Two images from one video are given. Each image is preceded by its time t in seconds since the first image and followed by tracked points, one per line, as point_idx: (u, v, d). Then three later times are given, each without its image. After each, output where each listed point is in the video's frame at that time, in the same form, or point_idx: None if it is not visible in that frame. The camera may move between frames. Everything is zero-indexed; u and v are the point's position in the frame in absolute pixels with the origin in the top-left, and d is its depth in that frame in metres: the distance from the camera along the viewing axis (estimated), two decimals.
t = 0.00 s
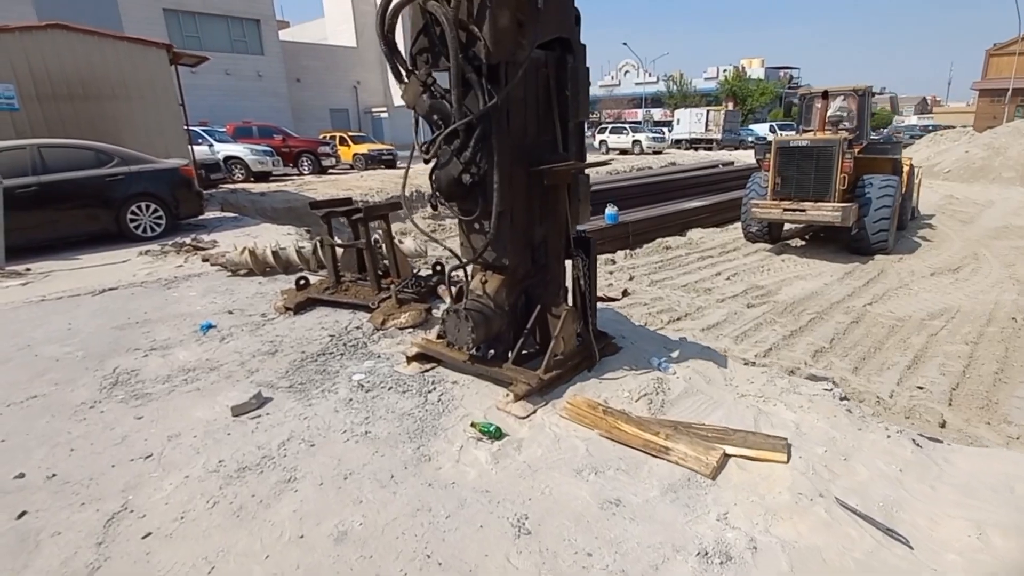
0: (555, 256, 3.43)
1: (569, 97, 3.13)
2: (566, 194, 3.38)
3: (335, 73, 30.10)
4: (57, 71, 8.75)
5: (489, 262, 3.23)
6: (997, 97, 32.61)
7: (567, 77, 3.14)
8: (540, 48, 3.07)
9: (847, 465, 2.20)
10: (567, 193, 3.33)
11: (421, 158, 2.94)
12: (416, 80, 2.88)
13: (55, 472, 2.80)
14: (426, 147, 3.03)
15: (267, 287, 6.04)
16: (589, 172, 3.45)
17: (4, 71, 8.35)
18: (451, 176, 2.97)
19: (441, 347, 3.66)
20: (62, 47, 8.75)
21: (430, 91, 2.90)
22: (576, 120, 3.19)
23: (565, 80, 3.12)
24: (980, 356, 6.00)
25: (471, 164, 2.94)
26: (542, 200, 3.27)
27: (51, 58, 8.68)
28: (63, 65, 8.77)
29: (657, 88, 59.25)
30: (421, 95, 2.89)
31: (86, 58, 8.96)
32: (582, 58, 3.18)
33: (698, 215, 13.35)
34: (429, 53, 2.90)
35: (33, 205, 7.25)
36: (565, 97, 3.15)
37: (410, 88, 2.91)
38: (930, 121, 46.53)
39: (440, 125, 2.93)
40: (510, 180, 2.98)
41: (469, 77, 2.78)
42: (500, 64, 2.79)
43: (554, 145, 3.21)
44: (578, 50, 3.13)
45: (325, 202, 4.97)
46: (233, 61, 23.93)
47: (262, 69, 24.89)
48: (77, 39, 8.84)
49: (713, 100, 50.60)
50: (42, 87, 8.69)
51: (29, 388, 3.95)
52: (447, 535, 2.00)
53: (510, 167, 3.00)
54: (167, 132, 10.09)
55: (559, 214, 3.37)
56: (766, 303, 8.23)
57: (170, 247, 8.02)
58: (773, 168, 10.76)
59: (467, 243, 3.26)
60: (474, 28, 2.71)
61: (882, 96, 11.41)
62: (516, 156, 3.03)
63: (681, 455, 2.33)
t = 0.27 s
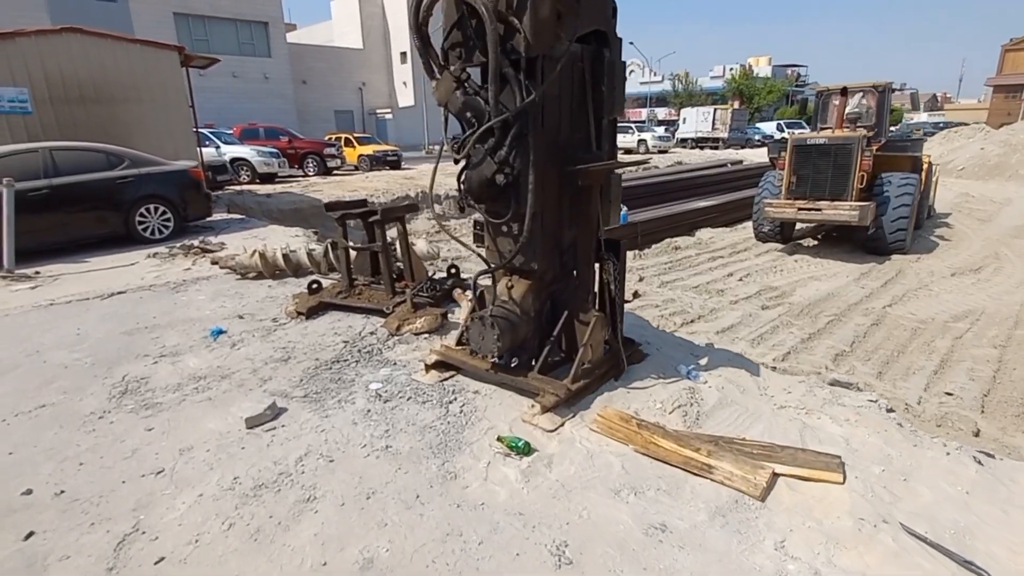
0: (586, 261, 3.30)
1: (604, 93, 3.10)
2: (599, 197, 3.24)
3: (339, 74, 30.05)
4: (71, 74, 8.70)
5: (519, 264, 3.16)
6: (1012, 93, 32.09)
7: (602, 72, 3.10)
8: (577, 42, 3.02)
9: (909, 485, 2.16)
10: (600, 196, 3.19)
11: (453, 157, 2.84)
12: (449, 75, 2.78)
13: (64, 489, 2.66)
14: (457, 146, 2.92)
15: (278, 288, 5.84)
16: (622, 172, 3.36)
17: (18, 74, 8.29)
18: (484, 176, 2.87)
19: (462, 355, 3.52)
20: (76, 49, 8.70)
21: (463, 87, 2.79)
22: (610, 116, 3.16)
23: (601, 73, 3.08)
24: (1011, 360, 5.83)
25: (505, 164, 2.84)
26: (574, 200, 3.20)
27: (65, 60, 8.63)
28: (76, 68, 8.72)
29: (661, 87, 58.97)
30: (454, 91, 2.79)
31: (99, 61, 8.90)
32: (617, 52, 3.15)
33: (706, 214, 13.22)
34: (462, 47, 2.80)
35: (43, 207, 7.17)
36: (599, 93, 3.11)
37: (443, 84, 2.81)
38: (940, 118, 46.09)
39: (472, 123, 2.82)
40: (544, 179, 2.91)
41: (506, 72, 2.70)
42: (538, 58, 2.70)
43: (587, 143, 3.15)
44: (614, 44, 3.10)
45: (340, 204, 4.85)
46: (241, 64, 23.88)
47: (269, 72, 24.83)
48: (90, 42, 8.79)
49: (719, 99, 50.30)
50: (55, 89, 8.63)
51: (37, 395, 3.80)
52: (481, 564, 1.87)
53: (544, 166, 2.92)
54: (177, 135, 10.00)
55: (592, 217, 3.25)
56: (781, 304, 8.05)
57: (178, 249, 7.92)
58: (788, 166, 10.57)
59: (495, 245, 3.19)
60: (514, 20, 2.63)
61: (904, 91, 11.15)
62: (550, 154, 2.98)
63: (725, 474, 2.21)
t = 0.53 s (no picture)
0: (616, 267, 3.13)
1: (637, 88, 2.92)
2: (633, 203, 3.08)
3: (344, 72, 29.93)
4: (85, 74, 8.60)
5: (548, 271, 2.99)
6: None
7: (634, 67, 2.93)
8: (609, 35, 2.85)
9: (986, 516, 2.15)
10: (634, 200, 3.02)
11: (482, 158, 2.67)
12: (478, 70, 2.61)
13: (69, 509, 2.47)
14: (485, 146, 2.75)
15: (292, 288, 5.61)
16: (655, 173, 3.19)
17: (34, 75, 8.21)
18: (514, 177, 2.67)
19: (484, 364, 3.35)
20: (91, 49, 8.60)
21: (493, 83, 2.61)
22: (642, 113, 3.00)
23: (634, 68, 2.90)
24: None
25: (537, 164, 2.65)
26: (605, 202, 3.05)
27: (79, 60, 8.53)
28: (90, 68, 8.62)
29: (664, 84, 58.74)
30: (483, 87, 2.61)
31: (113, 61, 8.79)
32: (650, 46, 2.99)
33: (716, 212, 13.12)
34: (491, 41, 2.64)
35: (54, 208, 7.04)
36: (632, 89, 2.93)
37: (471, 79, 2.63)
38: (950, 112, 45.59)
39: (502, 121, 2.64)
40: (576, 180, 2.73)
41: (539, 67, 2.53)
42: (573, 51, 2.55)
43: (618, 142, 2.99)
44: (647, 37, 2.93)
45: (354, 204, 4.67)
46: (249, 64, 23.79)
47: (277, 72, 24.72)
48: (104, 42, 8.70)
49: (725, 95, 49.96)
50: (69, 90, 8.53)
51: (43, 408, 3.50)
52: None
53: (576, 167, 2.75)
54: (187, 135, 9.86)
55: (624, 221, 3.08)
56: (801, 305, 7.84)
57: (188, 249, 7.79)
58: (803, 164, 10.29)
59: (524, 249, 3.04)
60: (549, 11, 2.45)
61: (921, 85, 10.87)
62: (581, 154, 2.81)
63: (779, 503, 2.12)
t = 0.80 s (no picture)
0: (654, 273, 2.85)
1: (676, 76, 2.66)
2: (673, 203, 2.76)
3: (355, 70, 29.83)
4: (99, 72, 8.49)
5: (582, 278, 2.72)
6: None
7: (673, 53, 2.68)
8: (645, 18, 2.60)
9: None
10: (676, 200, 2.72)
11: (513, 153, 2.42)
12: (507, 56, 2.37)
13: (74, 540, 2.29)
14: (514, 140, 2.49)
15: (308, 291, 5.40)
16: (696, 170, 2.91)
17: (49, 74, 8.12)
18: (548, 174, 2.38)
19: (512, 378, 3.12)
20: (104, 48, 8.50)
21: (524, 70, 2.38)
22: (681, 104, 2.74)
23: (673, 54, 2.64)
24: None
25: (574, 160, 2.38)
26: (643, 202, 2.77)
27: (93, 59, 8.42)
28: (104, 66, 8.52)
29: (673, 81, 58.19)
30: (513, 75, 2.37)
31: (126, 59, 8.67)
32: (689, 30, 2.73)
33: (733, 210, 12.83)
34: (520, 25, 2.42)
35: (68, 209, 6.91)
36: (671, 77, 2.68)
37: (501, 66, 2.39)
38: (968, 107, 44.66)
39: (535, 112, 2.38)
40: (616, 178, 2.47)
41: (574, 52, 2.29)
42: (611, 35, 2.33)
43: (655, 136, 2.73)
44: (686, 21, 2.68)
45: (370, 205, 4.42)
46: (260, 63, 23.76)
47: (288, 71, 24.69)
48: (118, 40, 8.59)
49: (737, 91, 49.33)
50: (83, 89, 8.43)
51: (52, 420, 3.25)
52: None
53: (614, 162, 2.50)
54: (200, 134, 9.72)
55: (665, 222, 2.77)
56: (830, 307, 7.55)
57: (201, 250, 7.64)
58: (824, 160, 9.30)
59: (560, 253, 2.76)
60: None
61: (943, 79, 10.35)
62: (619, 149, 2.56)
63: (859, 547, 1.98)
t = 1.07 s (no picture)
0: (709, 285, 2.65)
1: (734, 73, 2.46)
2: (729, 211, 2.56)
3: (369, 67, 29.74)
4: (112, 73, 8.42)
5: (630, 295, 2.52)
6: None
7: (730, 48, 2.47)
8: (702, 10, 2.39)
9: None
10: (733, 208, 2.52)
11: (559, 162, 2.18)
12: (553, 54, 2.14)
13: None
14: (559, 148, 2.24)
15: (327, 295, 5.22)
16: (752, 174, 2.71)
17: (62, 74, 8.05)
18: (597, 186, 2.13)
19: (547, 398, 2.91)
20: (117, 48, 8.42)
21: (571, 69, 2.13)
22: (738, 103, 2.54)
23: (732, 49, 2.44)
24: None
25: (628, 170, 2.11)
26: (696, 210, 2.57)
27: (106, 59, 8.35)
28: (117, 67, 8.43)
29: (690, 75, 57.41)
30: (560, 74, 2.13)
31: (139, 59, 8.57)
32: (747, 23, 2.52)
33: (757, 208, 12.45)
34: (567, 18, 2.18)
35: (83, 211, 6.82)
36: (728, 74, 2.47)
37: (546, 65, 2.15)
38: (995, 99, 43.43)
39: (584, 117, 2.13)
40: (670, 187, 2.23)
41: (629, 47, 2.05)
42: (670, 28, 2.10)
43: (709, 140, 2.55)
44: (745, 13, 2.47)
45: (392, 209, 4.23)
46: (275, 61, 23.72)
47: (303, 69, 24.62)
48: (131, 40, 8.49)
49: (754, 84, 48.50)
50: (97, 89, 8.36)
51: (59, 437, 3.06)
52: None
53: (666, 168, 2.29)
54: (214, 135, 9.57)
55: (721, 231, 2.56)
56: (865, 309, 7.23)
57: (217, 252, 7.52)
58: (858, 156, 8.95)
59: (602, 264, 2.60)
60: None
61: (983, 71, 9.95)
62: (672, 153, 2.35)
63: None
